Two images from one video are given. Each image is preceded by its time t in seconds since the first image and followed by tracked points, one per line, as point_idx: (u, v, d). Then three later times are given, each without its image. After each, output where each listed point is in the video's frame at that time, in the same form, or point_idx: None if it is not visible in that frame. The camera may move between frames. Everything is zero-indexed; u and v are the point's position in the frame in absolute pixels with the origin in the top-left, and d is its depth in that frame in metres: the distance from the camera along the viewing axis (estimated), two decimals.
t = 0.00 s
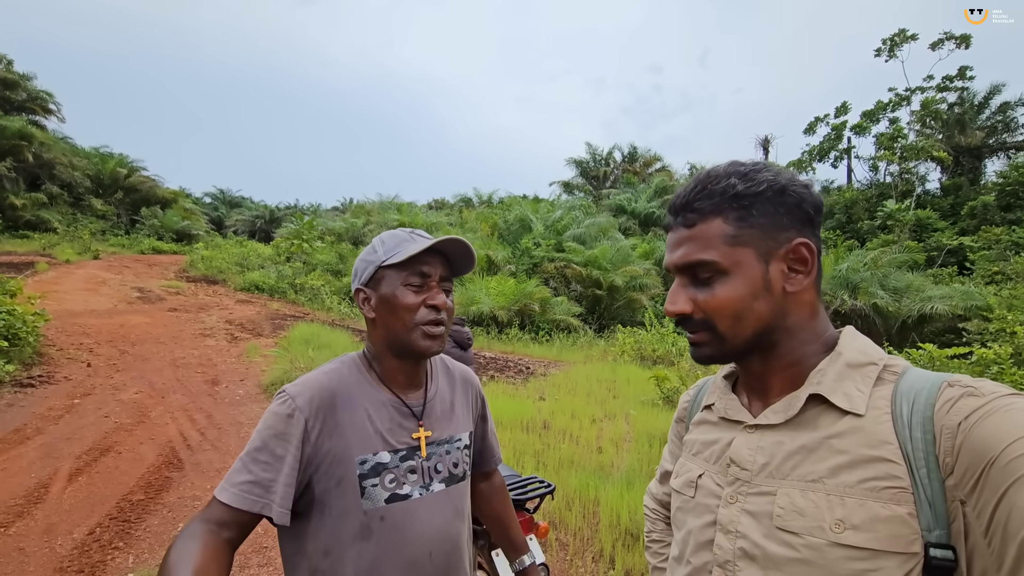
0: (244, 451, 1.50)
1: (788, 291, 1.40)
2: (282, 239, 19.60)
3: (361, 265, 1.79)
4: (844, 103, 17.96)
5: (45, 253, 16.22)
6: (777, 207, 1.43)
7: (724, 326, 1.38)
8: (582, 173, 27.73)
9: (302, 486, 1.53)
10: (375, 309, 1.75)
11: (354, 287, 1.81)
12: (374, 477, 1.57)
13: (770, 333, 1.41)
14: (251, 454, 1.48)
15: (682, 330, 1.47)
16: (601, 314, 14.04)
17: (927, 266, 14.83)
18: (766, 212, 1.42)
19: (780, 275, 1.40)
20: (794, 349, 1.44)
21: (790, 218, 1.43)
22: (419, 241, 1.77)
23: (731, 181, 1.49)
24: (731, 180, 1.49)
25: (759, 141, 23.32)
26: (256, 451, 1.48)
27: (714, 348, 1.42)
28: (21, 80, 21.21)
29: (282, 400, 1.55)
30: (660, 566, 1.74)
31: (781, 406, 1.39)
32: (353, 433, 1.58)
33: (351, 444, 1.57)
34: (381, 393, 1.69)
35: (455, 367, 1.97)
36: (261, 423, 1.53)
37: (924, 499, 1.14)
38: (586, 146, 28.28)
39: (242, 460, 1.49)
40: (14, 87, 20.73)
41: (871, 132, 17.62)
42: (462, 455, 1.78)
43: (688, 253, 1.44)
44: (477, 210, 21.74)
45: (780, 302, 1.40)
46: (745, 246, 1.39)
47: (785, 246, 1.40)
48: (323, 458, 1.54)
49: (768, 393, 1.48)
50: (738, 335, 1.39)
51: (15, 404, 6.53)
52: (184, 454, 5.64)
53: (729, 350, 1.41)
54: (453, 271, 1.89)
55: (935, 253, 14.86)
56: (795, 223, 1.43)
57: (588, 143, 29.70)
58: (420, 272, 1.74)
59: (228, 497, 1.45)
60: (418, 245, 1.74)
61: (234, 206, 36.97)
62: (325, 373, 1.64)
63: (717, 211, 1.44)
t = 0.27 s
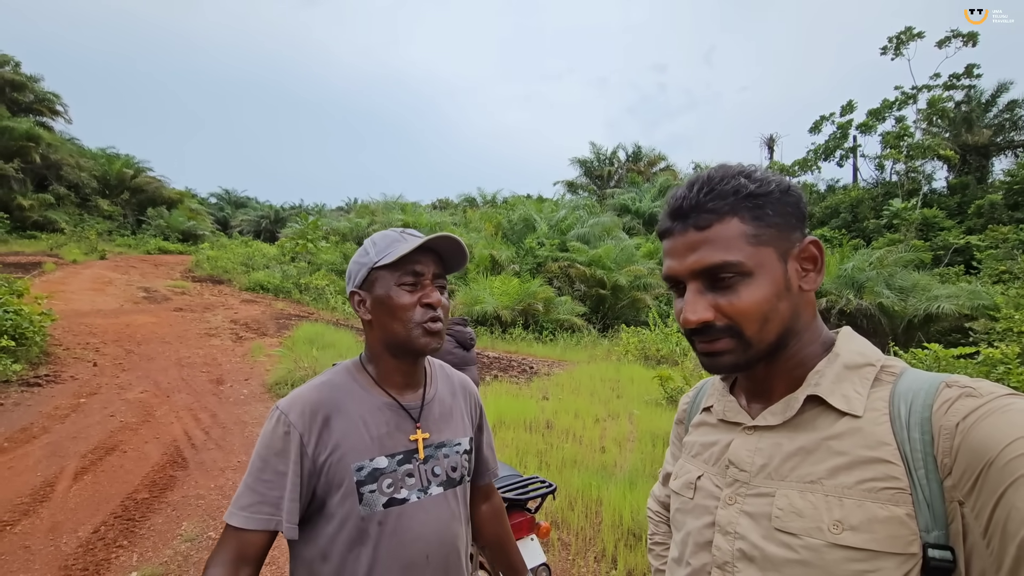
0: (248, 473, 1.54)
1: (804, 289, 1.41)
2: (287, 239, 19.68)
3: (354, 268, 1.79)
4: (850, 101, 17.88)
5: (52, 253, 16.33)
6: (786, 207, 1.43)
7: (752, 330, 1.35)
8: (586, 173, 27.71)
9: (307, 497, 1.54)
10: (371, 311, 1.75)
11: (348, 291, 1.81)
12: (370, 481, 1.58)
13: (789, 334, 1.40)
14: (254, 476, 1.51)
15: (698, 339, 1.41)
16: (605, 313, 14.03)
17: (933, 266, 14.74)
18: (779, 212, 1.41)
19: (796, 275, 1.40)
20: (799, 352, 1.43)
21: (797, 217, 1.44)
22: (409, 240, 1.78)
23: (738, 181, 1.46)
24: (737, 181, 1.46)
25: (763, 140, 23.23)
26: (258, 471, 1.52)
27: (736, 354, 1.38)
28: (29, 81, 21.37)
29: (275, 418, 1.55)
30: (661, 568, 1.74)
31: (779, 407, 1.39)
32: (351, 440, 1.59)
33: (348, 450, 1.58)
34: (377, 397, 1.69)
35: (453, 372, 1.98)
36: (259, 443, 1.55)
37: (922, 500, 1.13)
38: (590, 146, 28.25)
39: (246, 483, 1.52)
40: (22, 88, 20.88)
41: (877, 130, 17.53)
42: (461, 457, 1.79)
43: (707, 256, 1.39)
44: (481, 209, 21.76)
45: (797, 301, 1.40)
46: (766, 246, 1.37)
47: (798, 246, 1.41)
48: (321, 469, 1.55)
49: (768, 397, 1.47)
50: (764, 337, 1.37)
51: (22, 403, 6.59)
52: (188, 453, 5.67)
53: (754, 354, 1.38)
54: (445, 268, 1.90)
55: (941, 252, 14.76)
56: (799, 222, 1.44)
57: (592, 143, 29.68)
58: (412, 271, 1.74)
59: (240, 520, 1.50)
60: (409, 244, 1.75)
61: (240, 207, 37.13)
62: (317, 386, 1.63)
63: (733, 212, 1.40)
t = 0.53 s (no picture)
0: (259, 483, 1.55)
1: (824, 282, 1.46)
2: (291, 240, 19.73)
3: (351, 269, 1.81)
4: (854, 103, 17.84)
5: (58, 254, 16.42)
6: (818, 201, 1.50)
7: (785, 303, 1.36)
8: (589, 174, 27.71)
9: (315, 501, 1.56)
10: (369, 309, 1.76)
11: (346, 293, 1.83)
12: (373, 481, 1.58)
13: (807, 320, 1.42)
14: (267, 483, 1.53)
15: (728, 305, 1.40)
16: (608, 315, 14.03)
17: (938, 267, 14.67)
18: (813, 202, 1.47)
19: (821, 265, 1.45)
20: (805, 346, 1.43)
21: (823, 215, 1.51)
22: (403, 238, 1.79)
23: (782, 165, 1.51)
24: (781, 164, 1.51)
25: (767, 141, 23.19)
26: (269, 477, 1.53)
27: (763, 326, 1.37)
28: (35, 83, 21.51)
29: (280, 426, 1.56)
30: (662, 566, 1.74)
31: (779, 404, 1.39)
32: (356, 439, 1.60)
33: (352, 450, 1.59)
34: (379, 397, 1.69)
35: (453, 372, 1.99)
36: (266, 451, 1.56)
37: (922, 496, 1.14)
38: (593, 147, 28.26)
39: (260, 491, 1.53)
40: (29, 90, 21.01)
41: (881, 132, 17.47)
42: (462, 454, 1.79)
43: (753, 223, 1.40)
44: (484, 211, 21.78)
45: (818, 292, 1.44)
46: (805, 227, 1.41)
47: (820, 243, 1.47)
48: (327, 471, 1.56)
49: (769, 392, 1.48)
50: (792, 314, 1.38)
51: (27, 403, 6.62)
52: (192, 453, 5.69)
53: (780, 330, 1.38)
54: (439, 265, 1.91)
55: (946, 254, 14.70)
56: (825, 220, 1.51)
57: (596, 144, 29.68)
58: (409, 268, 1.76)
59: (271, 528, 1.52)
60: (403, 241, 1.76)
61: (244, 208, 37.25)
62: (318, 390, 1.64)
63: (779, 188, 1.44)
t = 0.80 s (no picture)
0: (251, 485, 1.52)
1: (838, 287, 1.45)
2: (292, 243, 19.74)
3: (341, 275, 1.80)
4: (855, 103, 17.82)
5: (60, 258, 16.45)
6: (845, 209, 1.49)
7: (802, 297, 1.35)
8: (590, 176, 27.71)
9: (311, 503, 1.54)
10: (360, 316, 1.76)
11: (337, 298, 1.82)
12: (371, 483, 1.57)
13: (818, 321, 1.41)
14: (260, 485, 1.51)
15: (746, 291, 1.38)
16: (609, 317, 14.01)
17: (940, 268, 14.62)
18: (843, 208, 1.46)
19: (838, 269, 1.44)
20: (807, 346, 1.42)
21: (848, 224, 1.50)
22: (390, 242, 1.77)
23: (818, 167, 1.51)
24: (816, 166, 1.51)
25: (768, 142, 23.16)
26: (263, 480, 1.51)
27: (777, 317, 1.36)
28: (37, 88, 21.57)
29: (276, 427, 1.54)
30: (664, 569, 1.73)
31: (780, 405, 1.38)
32: (353, 441, 1.59)
33: (349, 452, 1.58)
34: (374, 399, 1.69)
35: (449, 374, 1.97)
36: (262, 453, 1.54)
37: (923, 496, 1.12)
38: (594, 149, 28.26)
39: (252, 494, 1.51)
40: (31, 95, 21.06)
41: (882, 132, 17.45)
42: (459, 456, 1.78)
43: (783, 213, 1.39)
44: (485, 213, 21.77)
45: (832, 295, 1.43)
46: (832, 229, 1.41)
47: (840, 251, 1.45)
48: (323, 473, 1.55)
49: (770, 393, 1.46)
50: (809, 310, 1.36)
51: (28, 407, 6.61)
52: (193, 457, 5.68)
53: (793, 325, 1.36)
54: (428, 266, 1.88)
55: (948, 254, 14.65)
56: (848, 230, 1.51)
57: (596, 146, 29.67)
58: (397, 273, 1.74)
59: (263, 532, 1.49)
60: (390, 246, 1.74)
61: (245, 211, 37.30)
62: (314, 393, 1.62)
63: (812, 186, 1.43)
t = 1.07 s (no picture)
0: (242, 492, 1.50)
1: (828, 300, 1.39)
2: (291, 243, 19.71)
3: (325, 283, 1.77)
4: (853, 100, 17.80)
5: (58, 260, 16.42)
6: (855, 219, 1.40)
7: (766, 311, 1.34)
8: (588, 174, 27.70)
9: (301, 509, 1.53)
10: (348, 324, 1.74)
11: (322, 307, 1.79)
12: (361, 487, 1.56)
13: (796, 333, 1.38)
14: (250, 492, 1.49)
15: (714, 300, 1.40)
16: (609, 315, 14.01)
17: (939, 264, 14.61)
18: (846, 219, 1.38)
19: (829, 282, 1.38)
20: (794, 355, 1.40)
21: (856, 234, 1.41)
22: (376, 249, 1.74)
23: (826, 174, 1.43)
24: (823, 172, 1.43)
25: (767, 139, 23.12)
26: (253, 487, 1.49)
27: (741, 329, 1.36)
28: (34, 90, 21.52)
29: (264, 434, 1.52)
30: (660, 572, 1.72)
31: (775, 408, 1.36)
32: (343, 446, 1.57)
33: (340, 457, 1.56)
34: (365, 403, 1.68)
35: (437, 377, 1.96)
36: (251, 459, 1.52)
37: (918, 501, 1.11)
38: (592, 147, 28.22)
39: (241, 501, 1.49)
40: (27, 96, 21.00)
41: (881, 128, 17.43)
42: (448, 460, 1.77)
43: (759, 224, 1.37)
44: (484, 212, 21.73)
45: (818, 306, 1.38)
46: (820, 241, 1.35)
47: (838, 261, 1.38)
48: (313, 479, 1.53)
49: (765, 397, 1.45)
50: (776, 323, 1.35)
51: (26, 410, 6.60)
52: (192, 459, 5.67)
53: (758, 338, 1.36)
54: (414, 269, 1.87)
55: (947, 250, 14.62)
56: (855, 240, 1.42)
57: (595, 144, 29.64)
58: (384, 281, 1.72)
59: (258, 539, 1.47)
60: (377, 254, 1.71)
61: (243, 211, 37.24)
62: (303, 398, 1.60)
63: (804, 196, 1.38)
